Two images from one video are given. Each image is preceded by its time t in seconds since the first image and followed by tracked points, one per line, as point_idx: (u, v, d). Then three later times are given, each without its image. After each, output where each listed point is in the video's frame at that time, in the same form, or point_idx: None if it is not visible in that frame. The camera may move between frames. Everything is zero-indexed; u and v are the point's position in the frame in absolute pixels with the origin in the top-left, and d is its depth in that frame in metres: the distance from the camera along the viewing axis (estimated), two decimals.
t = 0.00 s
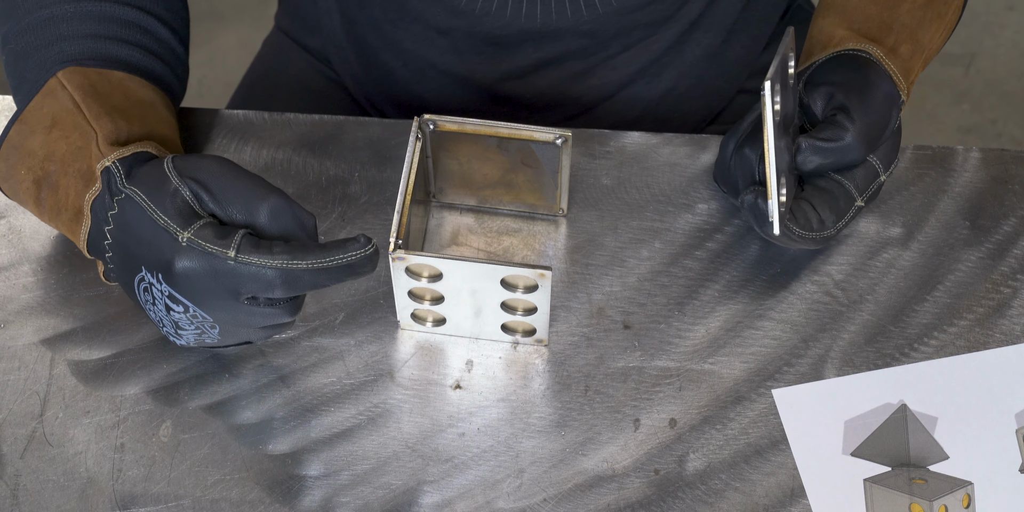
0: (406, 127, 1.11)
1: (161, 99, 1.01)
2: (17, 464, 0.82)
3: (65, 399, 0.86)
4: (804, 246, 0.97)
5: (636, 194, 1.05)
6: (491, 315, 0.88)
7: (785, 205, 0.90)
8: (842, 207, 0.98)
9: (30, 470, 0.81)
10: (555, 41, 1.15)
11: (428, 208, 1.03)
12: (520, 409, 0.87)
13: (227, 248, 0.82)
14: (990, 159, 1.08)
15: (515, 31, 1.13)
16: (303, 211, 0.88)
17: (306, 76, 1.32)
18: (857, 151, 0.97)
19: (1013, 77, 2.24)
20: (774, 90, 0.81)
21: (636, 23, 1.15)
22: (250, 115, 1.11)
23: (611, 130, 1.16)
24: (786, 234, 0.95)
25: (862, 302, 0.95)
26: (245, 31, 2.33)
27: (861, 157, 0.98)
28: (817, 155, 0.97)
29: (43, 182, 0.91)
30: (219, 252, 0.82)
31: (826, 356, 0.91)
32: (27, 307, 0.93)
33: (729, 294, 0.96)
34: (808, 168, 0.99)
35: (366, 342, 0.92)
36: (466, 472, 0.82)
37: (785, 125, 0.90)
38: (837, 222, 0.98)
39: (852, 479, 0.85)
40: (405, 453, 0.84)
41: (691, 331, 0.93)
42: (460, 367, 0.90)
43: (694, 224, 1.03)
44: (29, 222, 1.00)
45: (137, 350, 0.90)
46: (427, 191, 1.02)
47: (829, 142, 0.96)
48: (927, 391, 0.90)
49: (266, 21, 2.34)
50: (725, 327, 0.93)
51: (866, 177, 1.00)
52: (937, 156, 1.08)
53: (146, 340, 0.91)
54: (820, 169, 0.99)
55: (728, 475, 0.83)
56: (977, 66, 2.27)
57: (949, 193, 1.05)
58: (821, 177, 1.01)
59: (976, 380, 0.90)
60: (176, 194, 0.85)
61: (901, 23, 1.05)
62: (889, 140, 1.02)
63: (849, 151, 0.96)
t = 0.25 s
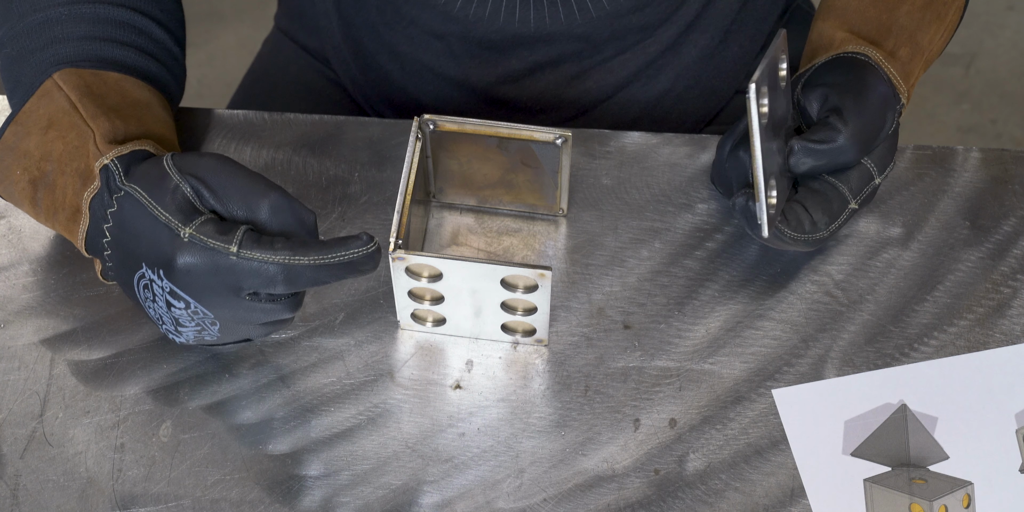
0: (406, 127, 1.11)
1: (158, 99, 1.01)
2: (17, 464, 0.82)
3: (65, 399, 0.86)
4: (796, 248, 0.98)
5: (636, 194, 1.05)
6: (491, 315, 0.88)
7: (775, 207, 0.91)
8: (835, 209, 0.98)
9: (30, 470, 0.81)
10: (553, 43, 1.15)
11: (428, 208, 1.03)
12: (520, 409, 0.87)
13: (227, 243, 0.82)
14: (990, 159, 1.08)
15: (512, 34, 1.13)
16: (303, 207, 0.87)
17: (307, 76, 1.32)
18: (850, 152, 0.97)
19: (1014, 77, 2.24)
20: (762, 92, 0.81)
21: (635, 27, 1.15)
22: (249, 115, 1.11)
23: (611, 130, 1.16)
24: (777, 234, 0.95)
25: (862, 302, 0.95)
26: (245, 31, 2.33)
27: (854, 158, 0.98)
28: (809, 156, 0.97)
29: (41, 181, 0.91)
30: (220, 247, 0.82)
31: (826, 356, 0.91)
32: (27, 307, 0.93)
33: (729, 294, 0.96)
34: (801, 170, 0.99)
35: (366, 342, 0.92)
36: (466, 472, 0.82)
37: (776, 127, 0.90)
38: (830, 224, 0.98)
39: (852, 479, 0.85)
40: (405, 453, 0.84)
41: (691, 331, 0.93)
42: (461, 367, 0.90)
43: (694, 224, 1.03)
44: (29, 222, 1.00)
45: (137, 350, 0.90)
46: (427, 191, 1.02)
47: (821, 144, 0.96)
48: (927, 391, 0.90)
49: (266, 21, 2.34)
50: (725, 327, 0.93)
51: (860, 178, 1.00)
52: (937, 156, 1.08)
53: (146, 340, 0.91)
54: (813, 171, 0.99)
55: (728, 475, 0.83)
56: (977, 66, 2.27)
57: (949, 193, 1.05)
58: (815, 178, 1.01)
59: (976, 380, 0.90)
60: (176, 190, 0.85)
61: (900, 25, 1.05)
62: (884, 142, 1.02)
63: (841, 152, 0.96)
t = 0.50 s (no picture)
0: (406, 127, 1.11)
1: (157, 96, 1.01)
2: (17, 464, 0.82)
3: (65, 399, 0.86)
4: (790, 246, 0.98)
5: (636, 194, 1.05)
6: (491, 315, 0.88)
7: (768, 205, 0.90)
8: (828, 209, 0.98)
9: (30, 470, 0.81)
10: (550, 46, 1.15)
11: (428, 208, 1.03)
12: (520, 409, 0.87)
13: (220, 259, 0.81)
14: (990, 159, 1.08)
15: (506, 37, 1.13)
16: (301, 233, 0.87)
17: (306, 76, 1.32)
18: (844, 151, 0.96)
19: (1013, 77, 2.24)
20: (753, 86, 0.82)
21: (630, 29, 1.15)
22: (249, 115, 1.11)
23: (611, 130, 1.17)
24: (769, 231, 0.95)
25: (862, 302, 0.95)
26: (245, 32, 2.33)
27: (849, 157, 0.98)
28: (803, 154, 0.96)
29: (34, 168, 0.91)
30: (212, 261, 0.81)
31: (826, 356, 0.91)
32: (27, 307, 0.93)
33: (729, 294, 0.96)
34: (795, 168, 0.98)
35: (366, 342, 0.92)
36: (466, 472, 0.82)
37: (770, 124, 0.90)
38: (822, 223, 0.98)
39: (852, 479, 0.85)
40: (405, 453, 0.84)
41: (691, 331, 0.93)
42: (460, 367, 0.90)
43: (694, 224, 1.03)
44: (29, 222, 1.00)
45: (137, 350, 0.90)
46: (426, 191, 1.02)
47: (815, 142, 0.96)
48: (927, 391, 0.90)
49: (266, 21, 2.34)
50: (725, 327, 0.93)
51: (855, 178, 1.00)
52: (937, 156, 1.08)
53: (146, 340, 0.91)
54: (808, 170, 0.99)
55: (728, 475, 0.83)
56: (977, 66, 2.27)
57: (949, 193, 1.05)
58: (810, 178, 1.01)
59: (976, 380, 0.90)
60: (178, 197, 0.84)
61: (898, 26, 1.05)
62: (880, 143, 1.01)
63: (836, 151, 0.96)
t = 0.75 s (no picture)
0: (406, 127, 1.11)
1: (160, 97, 1.01)
2: (17, 464, 0.82)
3: (65, 399, 0.86)
4: (789, 248, 0.98)
5: (636, 194, 1.05)
6: (491, 315, 0.88)
7: (767, 206, 0.91)
8: (827, 210, 0.98)
9: (30, 470, 0.81)
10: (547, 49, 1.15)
11: (428, 208, 1.03)
12: (520, 409, 0.87)
13: (232, 245, 0.82)
14: (990, 159, 1.08)
15: (504, 40, 1.13)
16: (310, 215, 0.88)
17: (306, 76, 1.32)
18: (843, 153, 0.96)
19: (1013, 77, 2.24)
20: (749, 89, 0.82)
21: (627, 33, 1.14)
22: (248, 114, 1.11)
23: (611, 130, 1.17)
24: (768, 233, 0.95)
25: (862, 302, 0.95)
26: (245, 32, 2.33)
27: (847, 159, 0.97)
28: (802, 156, 0.96)
29: (42, 175, 0.91)
30: (225, 247, 0.82)
31: (826, 357, 0.91)
32: (27, 307, 0.93)
33: (729, 294, 0.96)
34: (794, 170, 0.98)
35: (366, 342, 0.92)
36: (466, 472, 0.82)
37: (768, 126, 0.90)
38: (822, 225, 0.98)
39: (852, 479, 0.85)
40: (405, 453, 0.84)
41: (691, 331, 0.93)
42: (460, 367, 0.90)
43: (694, 224, 1.03)
44: (29, 222, 1.00)
45: (137, 350, 0.90)
46: (427, 190, 1.02)
47: (815, 144, 0.96)
48: (927, 391, 0.90)
49: (266, 21, 2.34)
50: (725, 327, 0.93)
51: (854, 179, 1.00)
52: (937, 156, 1.08)
53: (146, 339, 0.91)
54: (807, 172, 0.99)
55: (728, 475, 0.83)
56: (977, 66, 2.27)
57: (949, 193, 1.05)
58: (809, 179, 1.01)
59: (976, 380, 0.90)
60: (185, 188, 0.86)
61: (898, 27, 1.05)
62: (880, 144, 1.02)
63: (835, 153, 0.96)
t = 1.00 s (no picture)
0: (406, 127, 1.11)
1: (164, 97, 1.01)
2: (17, 464, 0.82)
3: (65, 399, 0.86)
4: (789, 248, 0.98)
5: (636, 194, 1.05)
6: (491, 316, 0.88)
7: (765, 207, 0.91)
8: (826, 211, 0.98)
9: (30, 470, 0.81)
10: (545, 50, 1.15)
11: (428, 208, 1.03)
12: (520, 409, 0.87)
13: (245, 237, 0.81)
14: (990, 159, 1.08)
15: (501, 41, 1.12)
16: (320, 206, 0.87)
17: (306, 77, 1.32)
18: (843, 154, 0.96)
19: (1013, 77, 2.24)
20: (747, 90, 0.82)
21: (624, 35, 1.14)
22: (248, 115, 1.12)
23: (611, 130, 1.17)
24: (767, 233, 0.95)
25: (862, 302, 0.95)
26: (245, 31, 2.33)
27: (846, 160, 0.97)
28: (801, 157, 0.96)
29: (53, 178, 0.90)
30: (238, 240, 0.81)
31: (826, 357, 0.91)
32: (27, 307, 0.93)
33: (729, 294, 0.96)
34: (794, 171, 0.98)
35: (366, 342, 0.92)
36: (466, 472, 0.82)
37: (766, 127, 0.90)
38: (821, 226, 0.98)
39: (852, 479, 0.85)
40: (405, 453, 0.84)
41: (691, 331, 0.93)
42: (460, 367, 0.90)
43: (694, 224, 1.03)
44: (29, 222, 1.00)
45: (137, 350, 0.90)
46: (426, 190, 1.02)
47: (814, 145, 0.96)
48: (928, 391, 0.90)
49: (266, 20, 2.34)
50: (725, 327, 0.93)
51: (854, 180, 1.00)
52: (937, 156, 1.09)
53: (146, 339, 0.91)
54: (806, 172, 0.99)
55: (728, 475, 0.83)
56: (977, 66, 2.27)
57: (949, 193, 1.05)
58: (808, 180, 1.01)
59: (976, 380, 0.90)
60: (194, 184, 0.85)
61: (898, 28, 1.05)
62: (879, 145, 1.02)
63: (834, 154, 0.96)
